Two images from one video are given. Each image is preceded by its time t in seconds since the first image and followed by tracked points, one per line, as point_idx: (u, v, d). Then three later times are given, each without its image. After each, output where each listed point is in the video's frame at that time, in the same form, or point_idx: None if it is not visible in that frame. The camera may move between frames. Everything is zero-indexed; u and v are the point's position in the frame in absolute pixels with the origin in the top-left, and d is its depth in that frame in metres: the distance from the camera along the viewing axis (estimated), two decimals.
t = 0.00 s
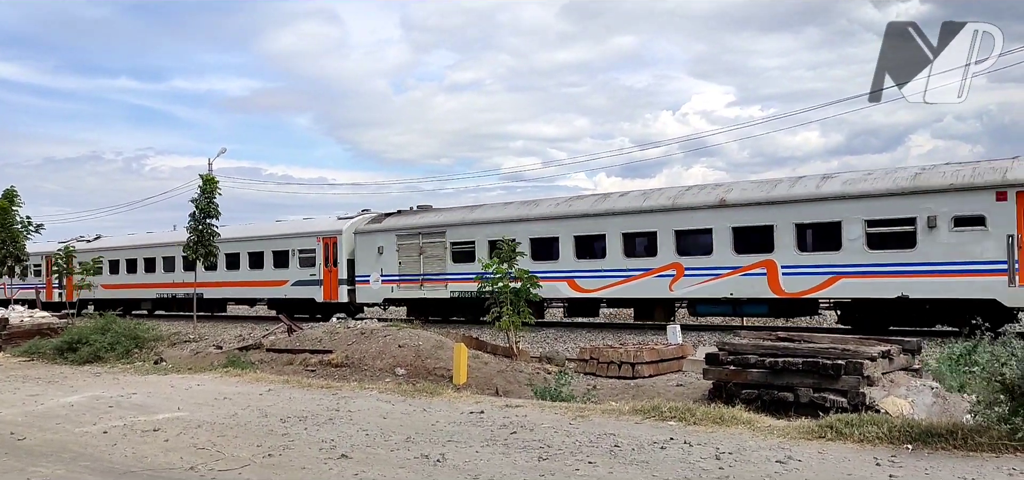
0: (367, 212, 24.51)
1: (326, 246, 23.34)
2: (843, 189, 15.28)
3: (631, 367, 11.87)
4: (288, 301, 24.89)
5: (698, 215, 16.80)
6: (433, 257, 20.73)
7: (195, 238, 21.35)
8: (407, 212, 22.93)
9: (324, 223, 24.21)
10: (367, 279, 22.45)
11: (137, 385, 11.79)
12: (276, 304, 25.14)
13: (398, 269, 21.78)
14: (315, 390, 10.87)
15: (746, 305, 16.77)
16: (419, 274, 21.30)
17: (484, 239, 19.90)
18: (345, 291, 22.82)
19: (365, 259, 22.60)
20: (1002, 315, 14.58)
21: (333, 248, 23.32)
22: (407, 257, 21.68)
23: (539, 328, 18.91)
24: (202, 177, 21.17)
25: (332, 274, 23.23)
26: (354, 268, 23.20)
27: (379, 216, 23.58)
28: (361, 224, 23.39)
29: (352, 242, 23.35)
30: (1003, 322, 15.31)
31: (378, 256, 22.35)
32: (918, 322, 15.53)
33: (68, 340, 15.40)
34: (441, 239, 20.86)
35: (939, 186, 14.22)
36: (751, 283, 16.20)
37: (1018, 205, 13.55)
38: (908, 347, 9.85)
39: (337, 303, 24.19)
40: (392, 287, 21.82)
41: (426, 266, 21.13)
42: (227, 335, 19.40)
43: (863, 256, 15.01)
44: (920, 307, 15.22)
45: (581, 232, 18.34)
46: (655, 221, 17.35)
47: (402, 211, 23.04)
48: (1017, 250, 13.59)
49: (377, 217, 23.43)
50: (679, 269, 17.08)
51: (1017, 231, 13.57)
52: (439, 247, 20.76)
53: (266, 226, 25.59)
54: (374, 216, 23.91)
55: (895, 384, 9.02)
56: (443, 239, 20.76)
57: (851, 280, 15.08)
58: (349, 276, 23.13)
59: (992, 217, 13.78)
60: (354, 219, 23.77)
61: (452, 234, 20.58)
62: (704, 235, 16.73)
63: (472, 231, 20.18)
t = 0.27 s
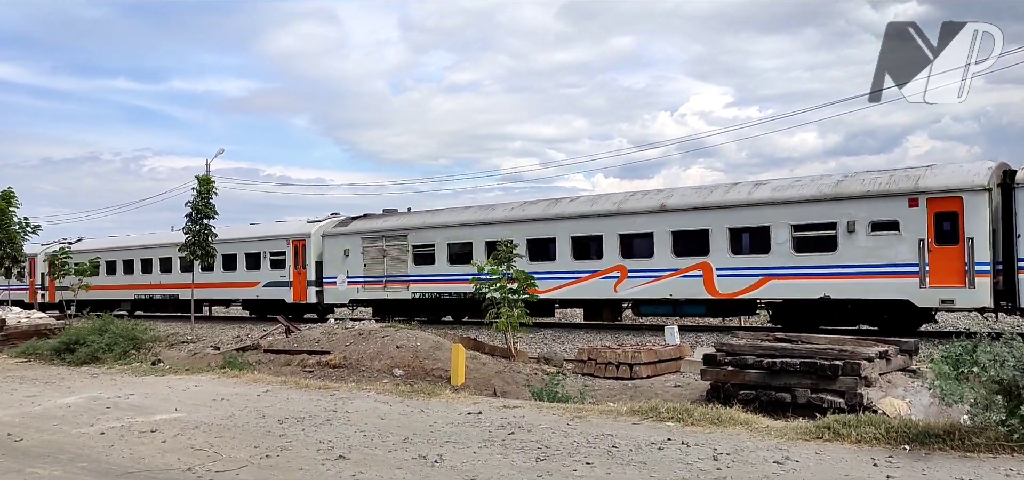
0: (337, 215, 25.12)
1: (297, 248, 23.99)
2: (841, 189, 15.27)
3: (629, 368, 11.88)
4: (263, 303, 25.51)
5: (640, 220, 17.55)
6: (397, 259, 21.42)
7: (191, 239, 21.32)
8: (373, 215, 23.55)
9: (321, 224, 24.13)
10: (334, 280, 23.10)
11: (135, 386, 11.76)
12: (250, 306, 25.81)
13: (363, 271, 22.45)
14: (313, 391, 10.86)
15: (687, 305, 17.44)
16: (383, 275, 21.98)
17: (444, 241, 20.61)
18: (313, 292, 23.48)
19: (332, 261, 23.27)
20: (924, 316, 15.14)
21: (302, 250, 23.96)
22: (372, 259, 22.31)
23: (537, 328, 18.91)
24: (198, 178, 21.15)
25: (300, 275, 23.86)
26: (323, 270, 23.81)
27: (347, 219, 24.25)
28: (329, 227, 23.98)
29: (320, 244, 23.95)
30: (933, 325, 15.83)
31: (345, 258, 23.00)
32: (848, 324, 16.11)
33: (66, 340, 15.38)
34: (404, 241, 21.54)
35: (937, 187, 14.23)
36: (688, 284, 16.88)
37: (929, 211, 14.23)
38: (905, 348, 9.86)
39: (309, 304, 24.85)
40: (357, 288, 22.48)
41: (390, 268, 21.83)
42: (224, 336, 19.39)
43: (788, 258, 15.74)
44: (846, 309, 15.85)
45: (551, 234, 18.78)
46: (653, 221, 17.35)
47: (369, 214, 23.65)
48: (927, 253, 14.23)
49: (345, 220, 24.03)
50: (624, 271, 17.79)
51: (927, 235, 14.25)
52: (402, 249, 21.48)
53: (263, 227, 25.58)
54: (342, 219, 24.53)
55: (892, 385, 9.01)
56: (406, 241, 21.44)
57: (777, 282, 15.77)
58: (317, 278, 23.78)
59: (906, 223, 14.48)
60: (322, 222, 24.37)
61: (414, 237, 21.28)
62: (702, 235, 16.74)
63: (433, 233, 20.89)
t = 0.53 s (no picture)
0: (311, 219, 26.05)
1: (271, 251, 24.94)
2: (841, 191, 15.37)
3: (630, 369, 11.87)
4: (241, 305, 26.37)
5: (589, 224, 18.36)
6: (364, 262, 22.33)
7: (191, 241, 21.32)
8: (345, 219, 24.49)
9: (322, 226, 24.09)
10: (305, 282, 24.00)
11: (136, 388, 11.76)
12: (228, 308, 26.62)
13: (333, 273, 23.36)
14: (313, 392, 10.86)
15: (631, 306, 18.23)
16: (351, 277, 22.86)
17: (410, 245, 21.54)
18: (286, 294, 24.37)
19: (304, 264, 24.15)
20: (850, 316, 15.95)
21: (276, 253, 24.90)
22: (341, 262, 23.25)
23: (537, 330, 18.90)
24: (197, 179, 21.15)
25: (274, 278, 24.73)
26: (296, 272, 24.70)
27: (318, 224, 25.11)
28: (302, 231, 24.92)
29: (293, 248, 24.90)
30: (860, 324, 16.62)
31: (316, 261, 23.91)
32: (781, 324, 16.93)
33: (67, 342, 15.38)
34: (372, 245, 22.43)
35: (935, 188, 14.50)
36: (632, 285, 17.68)
37: (852, 217, 15.15)
38: (905, 349, 9.86)
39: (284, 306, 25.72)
40: (328, 290, 23.33)
41: (358, 270, 22.72)
42: (225, 337, 19.39)
43: (724, 261, 16.52)
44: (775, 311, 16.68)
45: (538, 236, 19.06)
46: (654, 223, 17.46)
47: (340, 219, 24.57)
48: (850, 256, 15.11)
49: (317, 224, 24.95)
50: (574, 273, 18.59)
51: (850, 240, 15.17)
52: (370, 252, 22.37)
53: (264, 229, 25.61)
54: (315, 223, 25.46)
55: (893, 386, 9.01)
56: (373, 245, 22.33)
57: (713, 283, 16.55)
58: (290, 280, 24.65)
59: (833, 228, 15.36)
60: (297, 226, 25.32)
61: (381, 241, 22.19)
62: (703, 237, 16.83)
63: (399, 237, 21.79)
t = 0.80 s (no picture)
0: (286, 225, 26.73)
1: (248, 256, 25.43)
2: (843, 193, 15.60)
3: (632, 372, 11.86)
4: (219, 308, 26.91)
5: (546, 229, 19.21)
6: (336, 266, 23.08)
7: (192, 244, 21.35)
8: (318, 225, 25.22)
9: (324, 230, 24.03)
10: (281, 286, 24.62)
11: (138, 390, 11.78)
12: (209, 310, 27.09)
13: (306, 277, 24.05)
14: (316, 395, 10.86)
15: (586, 308, 19.19)
16: (323, 280, 23.62)
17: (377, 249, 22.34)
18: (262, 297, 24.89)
19: (279, 267, 24.85)
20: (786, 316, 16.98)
21: (252, 258, 25.49)
22: (314, 267, 23.95)
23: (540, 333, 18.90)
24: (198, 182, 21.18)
25: (250, 281, 25.30)
26: (271, 276, 25.29)
27: (293, 228, 25.86)
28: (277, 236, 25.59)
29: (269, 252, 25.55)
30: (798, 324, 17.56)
31: (290, 265, 24.59)
32: (725, 324, 17.81)
33: (70, 345, 15.40)
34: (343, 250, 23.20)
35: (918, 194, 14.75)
36: (586, 289, 18.59)
37: (784, 224, 16.07)
38: (909, 352, 9.84)
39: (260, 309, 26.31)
40: (301, 293, 23.99)
41: (330, 274, 23.48)
42: (227, 340, 19.40)
43: (669, 265, 17.42)
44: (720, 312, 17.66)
45: (541, 240, 19.30)
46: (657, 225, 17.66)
47: (314, 224, 25.27)
48: (782, 262, 16.02)
49: (292, 229, 25.64)
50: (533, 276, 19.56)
51: (782, 245, 16.08)
52: (341, 257, 23.12)
53: (266, 232, 25.60)
54: (290, 229, 26.16)
55: (896, 389, 9.00)
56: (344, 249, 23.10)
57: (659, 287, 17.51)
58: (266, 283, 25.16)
59: (767, 234, 16.26)
60: (272, 231, 25.97)
61: (352, 245, 22.97)
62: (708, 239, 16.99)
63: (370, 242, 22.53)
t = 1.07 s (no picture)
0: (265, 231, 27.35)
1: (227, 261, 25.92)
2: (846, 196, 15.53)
3: (635, 376, 11.85)
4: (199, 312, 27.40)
5: (506, 236, 19.85)
6: (309, 271, 23.74)
7: (195, 247, 21.36)
8: (293, 231, 25.89)
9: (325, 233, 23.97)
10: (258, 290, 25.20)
11: (141, 394, 11.78)
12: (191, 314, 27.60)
13: (281, 281, 24.70)
14: (319, 399, 10.86)
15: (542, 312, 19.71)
16: (297, 285, 24.30)
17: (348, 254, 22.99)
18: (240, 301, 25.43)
19: (256, 272, 25.52)
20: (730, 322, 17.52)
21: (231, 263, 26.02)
22: (290, 271, 24.60)
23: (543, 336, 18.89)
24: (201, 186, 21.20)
25: (228, 285, 25.85)
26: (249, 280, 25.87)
27: (270, 234, 26.52)
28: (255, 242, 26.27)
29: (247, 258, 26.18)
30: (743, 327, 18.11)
31: (266, 270, 25.22)
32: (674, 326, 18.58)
33: (73, 349, 15.42)
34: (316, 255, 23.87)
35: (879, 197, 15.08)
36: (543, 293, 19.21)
37: (722, 231, 16.77)
38: (912, 355, 9.82)
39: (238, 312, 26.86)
40: (277, 297, 24.67)
41: (304, 279, 24.15)
42: (230, 344, 19.41)
43: (617, 270, 18.11)
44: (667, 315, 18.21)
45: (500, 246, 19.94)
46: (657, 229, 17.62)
47: (290, 230, 25.93)
48: (721, 267, 16.70)
49: (269, 235, 26.31)
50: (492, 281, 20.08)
51: (721, 252, 16.78)
52: (314, 262, 23.79)
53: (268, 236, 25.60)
54: (268, 234, 26.82)
55: (899, 392, 8.98)
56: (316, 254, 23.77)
57: (609, 291, 18.06)
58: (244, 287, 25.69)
59: (706, 241, 16.97)
60: (250, 237, 26.59)
61: (324, 251, 23.64)
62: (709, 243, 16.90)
63: (343, 247, 23.11)
